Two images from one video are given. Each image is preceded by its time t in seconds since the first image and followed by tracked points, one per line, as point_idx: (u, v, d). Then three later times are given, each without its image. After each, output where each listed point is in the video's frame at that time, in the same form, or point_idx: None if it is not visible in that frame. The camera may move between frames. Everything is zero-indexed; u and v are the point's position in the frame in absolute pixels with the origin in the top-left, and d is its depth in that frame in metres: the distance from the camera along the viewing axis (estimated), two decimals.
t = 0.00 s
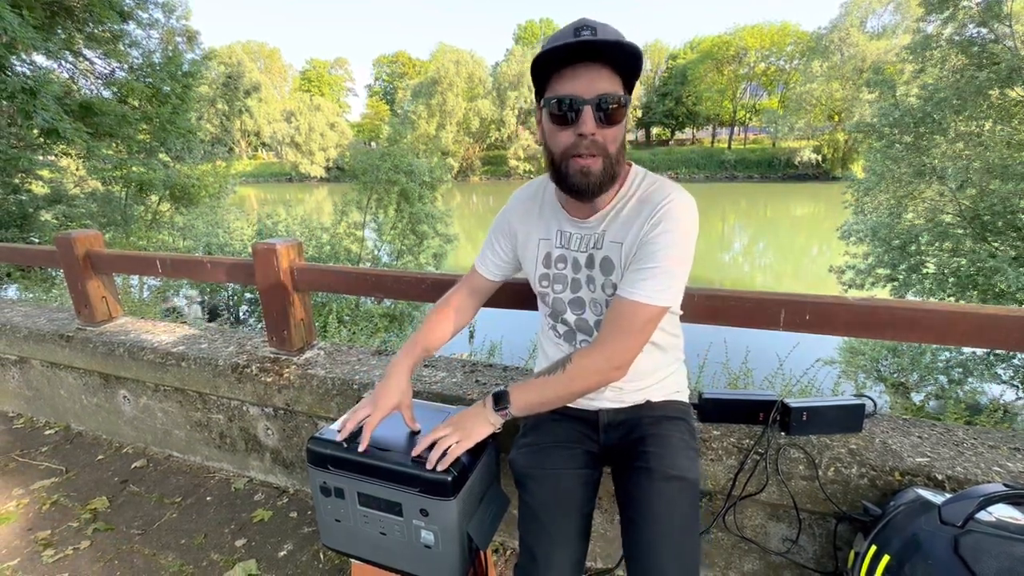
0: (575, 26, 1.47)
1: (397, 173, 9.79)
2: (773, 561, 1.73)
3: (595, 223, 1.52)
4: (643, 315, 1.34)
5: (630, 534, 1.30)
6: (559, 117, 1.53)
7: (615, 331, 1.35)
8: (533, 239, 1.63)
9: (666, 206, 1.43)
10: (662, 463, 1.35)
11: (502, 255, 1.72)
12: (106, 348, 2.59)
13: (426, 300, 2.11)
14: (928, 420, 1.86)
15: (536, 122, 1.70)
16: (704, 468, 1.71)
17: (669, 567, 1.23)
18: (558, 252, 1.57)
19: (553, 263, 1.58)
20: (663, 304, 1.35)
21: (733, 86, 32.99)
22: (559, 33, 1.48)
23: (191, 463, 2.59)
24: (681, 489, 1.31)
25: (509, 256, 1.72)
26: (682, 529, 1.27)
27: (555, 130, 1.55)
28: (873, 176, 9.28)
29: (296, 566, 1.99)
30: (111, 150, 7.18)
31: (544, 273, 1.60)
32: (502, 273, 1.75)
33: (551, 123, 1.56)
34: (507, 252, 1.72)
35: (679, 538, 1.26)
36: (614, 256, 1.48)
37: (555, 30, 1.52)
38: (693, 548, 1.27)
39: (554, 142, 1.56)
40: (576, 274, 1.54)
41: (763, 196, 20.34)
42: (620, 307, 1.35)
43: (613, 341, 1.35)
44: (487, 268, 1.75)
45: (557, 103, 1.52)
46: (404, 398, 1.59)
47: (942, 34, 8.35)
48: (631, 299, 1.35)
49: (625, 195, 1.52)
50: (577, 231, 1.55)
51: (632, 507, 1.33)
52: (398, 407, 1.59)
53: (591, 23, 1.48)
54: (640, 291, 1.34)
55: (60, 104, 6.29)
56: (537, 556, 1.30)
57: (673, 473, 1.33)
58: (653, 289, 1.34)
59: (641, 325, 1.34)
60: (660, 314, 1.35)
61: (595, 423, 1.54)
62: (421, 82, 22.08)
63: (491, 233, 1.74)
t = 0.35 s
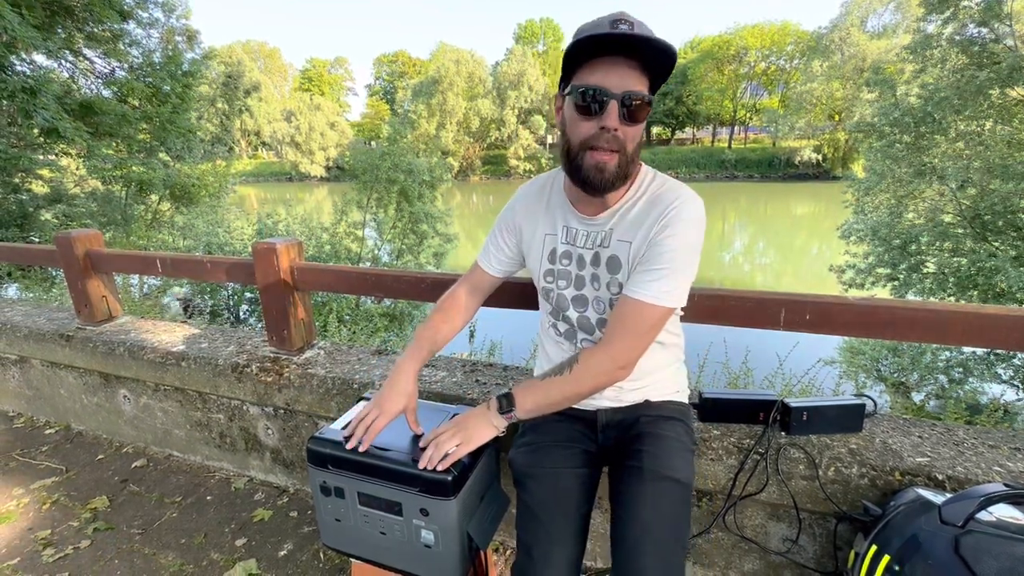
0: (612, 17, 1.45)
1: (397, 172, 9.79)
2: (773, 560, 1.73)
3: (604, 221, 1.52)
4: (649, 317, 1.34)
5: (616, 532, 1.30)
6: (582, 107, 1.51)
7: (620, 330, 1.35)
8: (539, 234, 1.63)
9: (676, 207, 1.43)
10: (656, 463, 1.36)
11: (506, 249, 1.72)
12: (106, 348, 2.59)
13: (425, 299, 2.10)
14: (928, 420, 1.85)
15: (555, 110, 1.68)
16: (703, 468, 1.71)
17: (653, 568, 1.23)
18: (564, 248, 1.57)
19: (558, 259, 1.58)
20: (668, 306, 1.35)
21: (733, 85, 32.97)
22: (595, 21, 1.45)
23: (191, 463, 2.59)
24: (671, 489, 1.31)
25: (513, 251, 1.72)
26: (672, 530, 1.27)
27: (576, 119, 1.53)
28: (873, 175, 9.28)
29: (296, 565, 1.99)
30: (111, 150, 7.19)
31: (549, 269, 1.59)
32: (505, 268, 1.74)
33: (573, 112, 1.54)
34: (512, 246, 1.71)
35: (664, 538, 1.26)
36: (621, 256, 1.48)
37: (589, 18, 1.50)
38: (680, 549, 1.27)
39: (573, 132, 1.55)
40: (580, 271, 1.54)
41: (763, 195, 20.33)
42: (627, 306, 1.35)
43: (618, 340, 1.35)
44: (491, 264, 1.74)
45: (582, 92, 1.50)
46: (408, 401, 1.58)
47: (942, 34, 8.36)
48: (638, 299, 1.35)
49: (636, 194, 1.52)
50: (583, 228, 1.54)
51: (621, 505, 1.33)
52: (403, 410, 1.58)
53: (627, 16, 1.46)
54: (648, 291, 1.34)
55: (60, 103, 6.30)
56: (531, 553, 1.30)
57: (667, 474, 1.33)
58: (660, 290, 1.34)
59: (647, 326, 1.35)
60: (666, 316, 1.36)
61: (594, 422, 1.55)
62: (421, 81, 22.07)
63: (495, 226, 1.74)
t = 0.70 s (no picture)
0: (606, 22, 1.44)
1: (397, 171, 9.80)
2: (774, 560, 1.73)
3: (604, 221, 1.52)
4: (650, 316, 1.34)
5: (645, 536, 1.30)
6: (579, 111, 1.50)
7: (622, 330, 1.35)
8: (539, 235, 1.63)
9: (675, 207, 1.43)
10: (672, 464, 1.36)
11: (507, 250, 1.72)
12: (106, 347, 2.59)
13: (426, 299, 2.10)
14: (929, 419, 1.85)
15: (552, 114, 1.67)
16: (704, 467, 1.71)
17: (689, 568, 1.23)
18: (564, 249, 1.57)
19: (559, 260, 1.58)
20: (669, 306, 1.35)
21: (733, 85, 32.93)
22: (588, 27, 1.45)
23: (191, 462, 2.59)
24: (692, 489, 1.31)
25: (514, 252, 1.72)
26: (700, 528, 1.27)
27: (573, 124, 1.52)
28: (874, 174, 9.30)
29: (296, 565, 1.99)
30: (112, 149, 7.20)
31: (550, 270, 1.59)
32: (506, 270, 1.74)
33: (570, 117, 1.53)
34: (512, 248, 1.72)
35: (695, 538, 1.26)
36: (622, 256, 1.48)
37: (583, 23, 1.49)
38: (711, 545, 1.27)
39: (571, 136, 1.54)
40: (581, 272, 1.54)
41: (764, 195, 20.31)
42: (628, 307, 1.35)
43: (620, 340, 1.35)
44: (492, 265, 1.74)
45: (578, 96, 1.49)
46: (409, 402, 1.58)
47: (943, 33, 8.35)
48: (639, 300, 1.35)
49: (635, 195, 1.51)
50: (583, 228, 1.54)
51: (645, 509, 1.32)
52: (404, 411, 1.58)
53: (622, 20, 1.45)
54: (648, 291, 1.34)
55: (60, 103, 6.30)
56: (548, 557, 1.29)
57: (684, 474, 1.33)
58: (660, 291, 1.34)
59: (648, 325, 1.35)
60: (666, 315, 1.36)
61: (596, 422, 1.55)
62: (421, 81, 22.07)
63: (496, 227, 1.74)
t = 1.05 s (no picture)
0: (606, 21, 1.44)
1: (397, 171, 9.83)
2: (774, 559, 1.73)
3: (603, 221, 1.52)
4: (651, 315, 1.34)
5: (637, 533, 1.30)
6: (579, 111, 1.51)
7: (620, 329, 1.35)
8: (539, 235, 1.63)
9: (675, 205, 1.43)
10: (667, 462, 1.36)
11: (506, 251, 1.72)
12: (107, 346, 2.60)
13: (427, 298, 2.11)
14: (929, 418, 1.85)
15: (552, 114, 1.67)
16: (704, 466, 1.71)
17: (681, 567, 1.23)
18: (563, 249, 1.57)
19: (558, 260, 1.58)
20: (668, 305, 1.35)
21: (734, 84, 32.91)
22: (589, 27, 1.45)
23: (192, 461, 2.60)
24: (687, 487, 1.31)
25: (514, 253, 1.72)
26: (692, 526, 1.27)
27: (574, 124, 1.52)
28: (875, 174, 9.30)
29: (297, 563, 2.00)
30: (112, 149, 7.22)
31: (549, 270, 1.60)
32: (507, 270, 1.75)
33: (570, 116, 1.53)
34: (512, 248, 1.72)
35: (688, 536, 1.26)
36: (622, 256, 1.48)
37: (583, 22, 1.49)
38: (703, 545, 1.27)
39: (571, 136, 1.55)
40: (581, 272, 1.54)
41: (765, 194, 20.31)
42: (627, 306, 1.35)
43: (620, 339, 1.35)
44: (491, 265, 1.74)
45: (578, 96, 1.49)
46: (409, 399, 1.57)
47: (944, 32, 8.34)
48: (639, 299, 1.35)
49: (635, 194, 1.52)
50: (583, 228, 1.54)
51: (638, 506, 1.33)
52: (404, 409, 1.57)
53: (622, 20, 1.45)
54: (649, 291, 1.34)
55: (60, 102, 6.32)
56: (544, 555, 1.29)
57: (679, 471, 1.33)
58: (660, 290, 1.34)
59: (647, 325, 1.35)
60: (667, 314, 1.36)
61: (596, 421, 1.55)
62: (422, 80, 22.08)
63: (496, 227, 1.74)
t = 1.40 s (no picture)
0: (592, 32, 1.43)
1: (397, 170, 9.83)
2: (774, 558, 1.73)
3: (600, 225, 1.52)
4: (649, 317, 1.34)
5: (621, 530, 1.30)
6: (569, 122, 1.51)
7: (618, 331, 1.35)
8: (536, 239, 1.63)
9: (671, 207, 1.43)
10: (659, 460, 1.36)
11: (505, 255, 1.73)
12: (108, 346, 2.60)
13: (428, 298, 2.11)
14: (929, 417, 1.85)
15: (543, 124, 1.67)
16: (704, 465, 1.71)
17: (657, 568, 1.23)
18: (561, 252, 1.58)
19: (556, 263, 1.58)
20: (667, 306, 1.35)
21: (735, 83, 32.89)
22: (574, 40, 1.44)
23: (193, 460, 2.60)
24: (674, 488, 1.32)
25: (512, 257, 1.73)
26: (676, 526, 1.28)
27: (564, 136, 1.53)
28: (876, 173, 9.30)
29: (298, 562, 2.00)
30: (114, 148, 7.24)
31: (548, 274, 1.60)
32: (505, 274, 1.75)
33: (560, 129, 1.53)
34: (510, 252, 1.72)
35: (669, 537, 1.26)
36: (619, 258, 1.48)
37: (567, 35, 1.48)
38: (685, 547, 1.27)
39: (561, 147, 1.55)
40: (579, 274, 1.54)
41: (765, 194, 20.29)
42: (625, 308, 1.35)
43: (618, 340, 1.35)
44: (491, 269, 1.75)
45: (568, 109, 1.49)
46: (418, 405, 1.56)
47: (945, 31, 8.33)
48: (636, 302, 1.35)
49: (631, 198, 1.52)
50: (580, 232, 1.55)
51: (625, 503, 1.33)
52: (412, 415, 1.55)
53: (608, 29, 1.44)
54: (645, 294, 1.34)
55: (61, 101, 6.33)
56: (530, 549, 1.30)
57: (669, 471, 1.34)
58: (659, 292, 1.34)
59: (645, 327, 1.35)
60: (665, 316, 1.36)
61: (595, 419, 1.55)
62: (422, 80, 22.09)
63: (494, 231, 1.75)
